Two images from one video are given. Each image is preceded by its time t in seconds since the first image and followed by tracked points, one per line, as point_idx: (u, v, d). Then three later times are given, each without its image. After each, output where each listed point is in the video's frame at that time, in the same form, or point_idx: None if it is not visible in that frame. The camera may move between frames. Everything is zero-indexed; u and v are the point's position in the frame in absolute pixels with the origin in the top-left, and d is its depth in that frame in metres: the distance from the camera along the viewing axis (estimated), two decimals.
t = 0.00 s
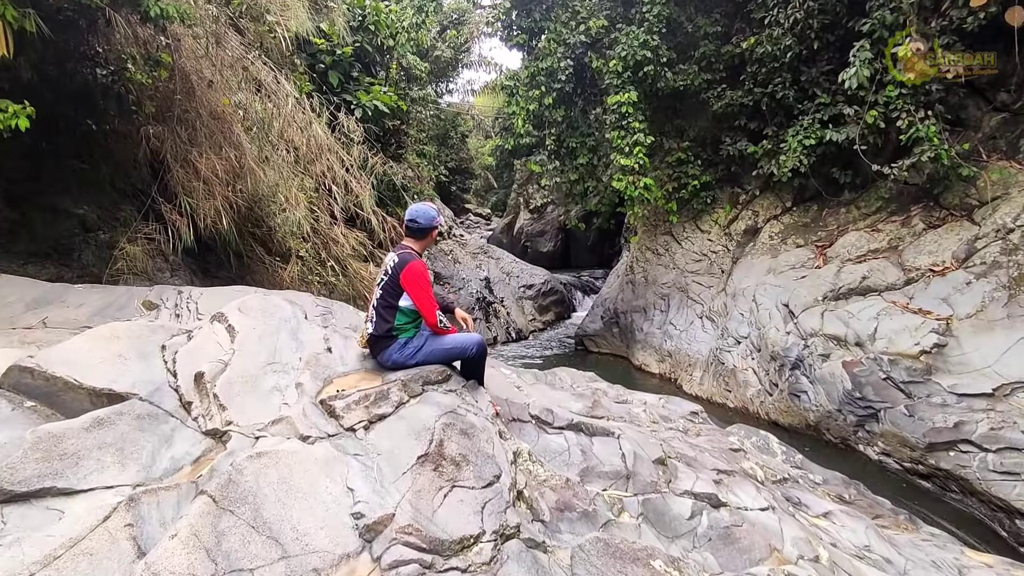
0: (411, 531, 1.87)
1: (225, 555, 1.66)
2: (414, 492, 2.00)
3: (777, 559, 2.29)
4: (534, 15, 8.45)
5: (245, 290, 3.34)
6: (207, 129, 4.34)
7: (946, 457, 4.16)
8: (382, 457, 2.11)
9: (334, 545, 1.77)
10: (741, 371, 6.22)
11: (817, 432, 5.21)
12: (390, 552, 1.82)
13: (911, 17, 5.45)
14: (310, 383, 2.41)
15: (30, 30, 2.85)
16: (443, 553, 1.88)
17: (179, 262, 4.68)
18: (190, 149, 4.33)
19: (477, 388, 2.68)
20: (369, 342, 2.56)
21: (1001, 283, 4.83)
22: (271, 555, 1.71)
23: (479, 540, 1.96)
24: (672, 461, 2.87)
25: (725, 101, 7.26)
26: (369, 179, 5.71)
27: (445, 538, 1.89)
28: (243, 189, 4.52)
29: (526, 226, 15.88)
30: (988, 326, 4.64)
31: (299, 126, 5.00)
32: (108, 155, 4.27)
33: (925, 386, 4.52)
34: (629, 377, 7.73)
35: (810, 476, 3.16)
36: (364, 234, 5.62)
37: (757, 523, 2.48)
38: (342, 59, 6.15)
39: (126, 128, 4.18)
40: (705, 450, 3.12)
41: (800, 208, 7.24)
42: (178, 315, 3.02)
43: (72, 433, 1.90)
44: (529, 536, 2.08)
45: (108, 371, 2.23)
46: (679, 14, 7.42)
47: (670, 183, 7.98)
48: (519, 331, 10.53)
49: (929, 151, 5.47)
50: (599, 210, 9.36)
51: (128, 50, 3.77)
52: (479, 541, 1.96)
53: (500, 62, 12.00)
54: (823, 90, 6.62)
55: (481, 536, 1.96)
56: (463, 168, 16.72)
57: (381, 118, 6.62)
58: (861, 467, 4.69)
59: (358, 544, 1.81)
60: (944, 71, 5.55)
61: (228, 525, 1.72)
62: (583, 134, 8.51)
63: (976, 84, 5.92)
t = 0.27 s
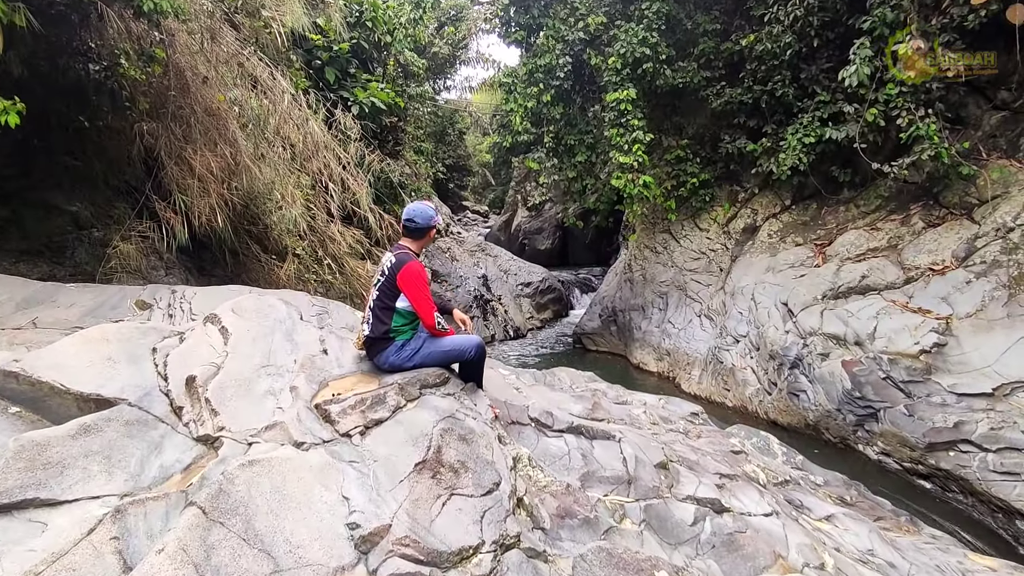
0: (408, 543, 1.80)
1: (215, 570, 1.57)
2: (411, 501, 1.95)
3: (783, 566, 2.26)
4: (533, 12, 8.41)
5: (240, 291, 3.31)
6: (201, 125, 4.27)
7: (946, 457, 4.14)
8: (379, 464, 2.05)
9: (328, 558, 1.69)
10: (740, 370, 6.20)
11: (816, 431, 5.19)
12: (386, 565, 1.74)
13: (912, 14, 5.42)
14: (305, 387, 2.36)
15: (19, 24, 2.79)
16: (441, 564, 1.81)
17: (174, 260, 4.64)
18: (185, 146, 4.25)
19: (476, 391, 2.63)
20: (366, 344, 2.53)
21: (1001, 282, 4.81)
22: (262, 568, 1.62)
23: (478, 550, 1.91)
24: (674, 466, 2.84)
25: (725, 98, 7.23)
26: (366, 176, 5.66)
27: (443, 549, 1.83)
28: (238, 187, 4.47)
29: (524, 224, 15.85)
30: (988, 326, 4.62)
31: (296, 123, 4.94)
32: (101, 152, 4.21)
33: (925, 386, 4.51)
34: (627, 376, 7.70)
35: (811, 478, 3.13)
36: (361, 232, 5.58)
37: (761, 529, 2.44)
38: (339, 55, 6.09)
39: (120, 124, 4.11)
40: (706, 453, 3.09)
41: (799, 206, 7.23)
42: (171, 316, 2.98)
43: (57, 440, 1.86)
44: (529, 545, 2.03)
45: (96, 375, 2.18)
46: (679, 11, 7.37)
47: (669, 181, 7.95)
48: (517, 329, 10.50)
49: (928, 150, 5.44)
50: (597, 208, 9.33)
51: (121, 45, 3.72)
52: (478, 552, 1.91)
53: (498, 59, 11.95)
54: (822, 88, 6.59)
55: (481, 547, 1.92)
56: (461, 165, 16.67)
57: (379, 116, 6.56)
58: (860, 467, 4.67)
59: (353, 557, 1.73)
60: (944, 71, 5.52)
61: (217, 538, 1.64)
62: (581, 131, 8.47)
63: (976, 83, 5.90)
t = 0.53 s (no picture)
0: (403, 552, 1.77)
1: None
2: (407, 507, 1.91)
3: (789, 571, 2.22)
4: (533, 7, 8.35)
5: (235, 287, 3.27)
6: (197, 119, 4.20)
7: (948, 456, 4.11)
8: (374, 468, 2.00)
9: (320, 567, 1.64)
10: (740, 367, 6.17)
11: (816, 430, 5.16)
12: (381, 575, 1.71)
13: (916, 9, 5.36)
14: (299, 387, 2.32)
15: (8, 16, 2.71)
16: (437, 574, 1.79)
17: (170, 256, 4.59)
18: (179, 140, 4.19)
19: (475, 391, 2.60)
20: (361, 343, 2.48)
21: (1003, 280, 4.77)
22: None
23: (476, 558, 1.88)
24: (676, 467, 2.80)
25: (726, 94, 7.17)
26: (364, 172, 5.61)
27: (439, 558, 1.80)
28: (235, 181, 4.41)
29: (523, 220, 15.79)
30: (990, 324, 4.58)
31: (292, 117, 4.91)
32: (94, 146, 4.14)
33: (927, 384, 4.47)
34: (626, 373, 7.67)
35: (813, 478, 3.11)
36: (359, 228, 5.54)
37: (767, 533, 2.40)
38: (337, 49, 6.02)
39: (114, 118, 4.03)
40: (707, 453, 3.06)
41: (800, 203, 7.20)
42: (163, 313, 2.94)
43: (37, 444, 1.77)
44: (529, 553, 2.00)
45: (82, 376, 2.12)
46: (679, 5, 7.30)
47: (669, 177, 7.90)
48: (516, 326, 10.47)
49: (932, 147, 5.41)
50: (597, 204, 9.28)
51: (114, 37, 3.62)
52: (476, 560, 1.87)
53: (497, 54, 11.88)
54: (824, 84, 6.54)
55: (479, 555, 1.89)
56: (460, 161, 16.60)
57: (377, 111, 6.50)
58: (860, 466, 4.64)
59: (346, 566, 1.69)
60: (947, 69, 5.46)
61: (203, 548, 1.57)
62: (581, 127, 8.41)
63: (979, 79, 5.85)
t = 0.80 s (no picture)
0: (399, 566, 1.67)
1: None
2: (403, 517, 1.81)
3: None
4: None
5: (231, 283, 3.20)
6: (192, 110, 4.13)
7: (954, 456, 4.05)
8: (368, 475, 1.91)
9: None
10: (743, 364, 6.10)
11: (820, 428, 5.10)
12: None
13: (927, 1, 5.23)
14: (292, 386, 2.24)
15: None
16: None
17: (167, 249, 4.51)
18: (175, 131, 4.11)
19: (475, 391, 2.54)
20: (358, 341, 2.41)
21: (1011, 278, 4.70)
22: None
23: (476, 572, 1.78)
24: (684, 471, 2.75)
25: (730, 88, 7.08)
26: (364, 166, 5.53)
27: (437, 571, 1.71)
28: (231, 174, 4.32)
29: (524, 215, 15.71)
30: (998, 322, 4.51)
31: (291, 109, 4.83)
32: (88, 137, 4.09)
33: (932, 383, 4.43)
34: (627, 369, 7.62)
35: (819, 479, 3.05)
36: (358, 221, 5.47)
37: (778, 541, 2.33)
38: (336, 40, 5.93)
39: (110, 109, 3.96)
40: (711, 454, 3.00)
41: (804, 198, 7.13)
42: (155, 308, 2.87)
43: (13, 449, 1.71)
44: (533, 564, 1.92)
45: (63, 376, 2.05)
46: None
47: (672, 172, 7.82)
48: (516, 321, 10.41)
49: (940, 142, 5.31)
50: (599, 199, 9.21)
51: (108, 25, 3.53)
52: (477, 574, 1.78)
53: (499, 47, 11.78)
54: (830, 78, 6.45)
55: (480, 568, 1.79)
56: (461, 155, 16.51)
57: (377, 103, 6.42)
58: (864, 465, 4.59)
59: None
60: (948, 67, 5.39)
61: (185, 562, 1.49)
62: (583, 121, 8.32)
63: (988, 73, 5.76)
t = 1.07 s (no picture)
0: None
1: None
2: (402, 530, 1.75)
3: None
4: None
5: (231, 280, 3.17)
6: (192, 104, 4.07)
7: (961, 457, 4.01)
8: (366, 484, 1.85)
9: None
10: (747, 363, 6.06)
11: (825, 428, 5.06)
12: None
13: None
14: (289, 389, 2.17)
15: None
16: None
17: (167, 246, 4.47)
18: (174, 125, 4.05)
19: (477, 395, 2.49)
20: (357, 341, 2.36)
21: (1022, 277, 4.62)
22: None
23: None
24: (691, 477, 2.70)
25: (735, 83, 7.00)
26: (366, 161, 5.48)
27: None
28: (230, 169, 4.27)
29: (526, 210, 15.64)
30: (1008, 322, 4.43)
31: (291, 103, 4.78)
32: (87, 131, 4.07)
33: (940, 383, 4.38)
34: (630, 366, 7.59)
35: (827, 481, 3.01)
36: (360, 217, 5.42)
37: (788, 551, 2.28)
38: (338, 33, 5.86)
39: (108, 102, 3.94)
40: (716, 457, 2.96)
41: (810, 195, 7.06)
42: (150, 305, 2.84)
43: None
44: None
45: (51, 380, 1.99)
46: None
47: (676, 167, 7.75)
48: (519, 317, 10.38)
49: (949, 138, 5.25)
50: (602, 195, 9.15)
51: (105, 17, 3.51)
52: None
53: (502, 41, 11.70)
54: (838, 73, 6.38)
55: None
56: (463, 150, 16.45)
57: (379, 97, 6.36)
58: (870, 466, 4.54)
59: None
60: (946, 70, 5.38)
61: None
62: (587, 116, 8.26)
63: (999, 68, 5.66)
